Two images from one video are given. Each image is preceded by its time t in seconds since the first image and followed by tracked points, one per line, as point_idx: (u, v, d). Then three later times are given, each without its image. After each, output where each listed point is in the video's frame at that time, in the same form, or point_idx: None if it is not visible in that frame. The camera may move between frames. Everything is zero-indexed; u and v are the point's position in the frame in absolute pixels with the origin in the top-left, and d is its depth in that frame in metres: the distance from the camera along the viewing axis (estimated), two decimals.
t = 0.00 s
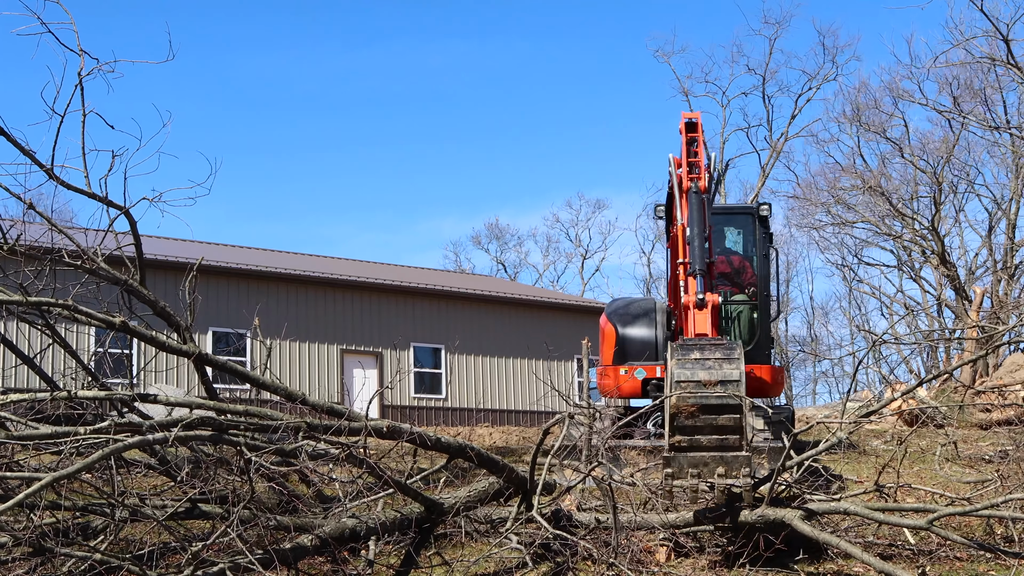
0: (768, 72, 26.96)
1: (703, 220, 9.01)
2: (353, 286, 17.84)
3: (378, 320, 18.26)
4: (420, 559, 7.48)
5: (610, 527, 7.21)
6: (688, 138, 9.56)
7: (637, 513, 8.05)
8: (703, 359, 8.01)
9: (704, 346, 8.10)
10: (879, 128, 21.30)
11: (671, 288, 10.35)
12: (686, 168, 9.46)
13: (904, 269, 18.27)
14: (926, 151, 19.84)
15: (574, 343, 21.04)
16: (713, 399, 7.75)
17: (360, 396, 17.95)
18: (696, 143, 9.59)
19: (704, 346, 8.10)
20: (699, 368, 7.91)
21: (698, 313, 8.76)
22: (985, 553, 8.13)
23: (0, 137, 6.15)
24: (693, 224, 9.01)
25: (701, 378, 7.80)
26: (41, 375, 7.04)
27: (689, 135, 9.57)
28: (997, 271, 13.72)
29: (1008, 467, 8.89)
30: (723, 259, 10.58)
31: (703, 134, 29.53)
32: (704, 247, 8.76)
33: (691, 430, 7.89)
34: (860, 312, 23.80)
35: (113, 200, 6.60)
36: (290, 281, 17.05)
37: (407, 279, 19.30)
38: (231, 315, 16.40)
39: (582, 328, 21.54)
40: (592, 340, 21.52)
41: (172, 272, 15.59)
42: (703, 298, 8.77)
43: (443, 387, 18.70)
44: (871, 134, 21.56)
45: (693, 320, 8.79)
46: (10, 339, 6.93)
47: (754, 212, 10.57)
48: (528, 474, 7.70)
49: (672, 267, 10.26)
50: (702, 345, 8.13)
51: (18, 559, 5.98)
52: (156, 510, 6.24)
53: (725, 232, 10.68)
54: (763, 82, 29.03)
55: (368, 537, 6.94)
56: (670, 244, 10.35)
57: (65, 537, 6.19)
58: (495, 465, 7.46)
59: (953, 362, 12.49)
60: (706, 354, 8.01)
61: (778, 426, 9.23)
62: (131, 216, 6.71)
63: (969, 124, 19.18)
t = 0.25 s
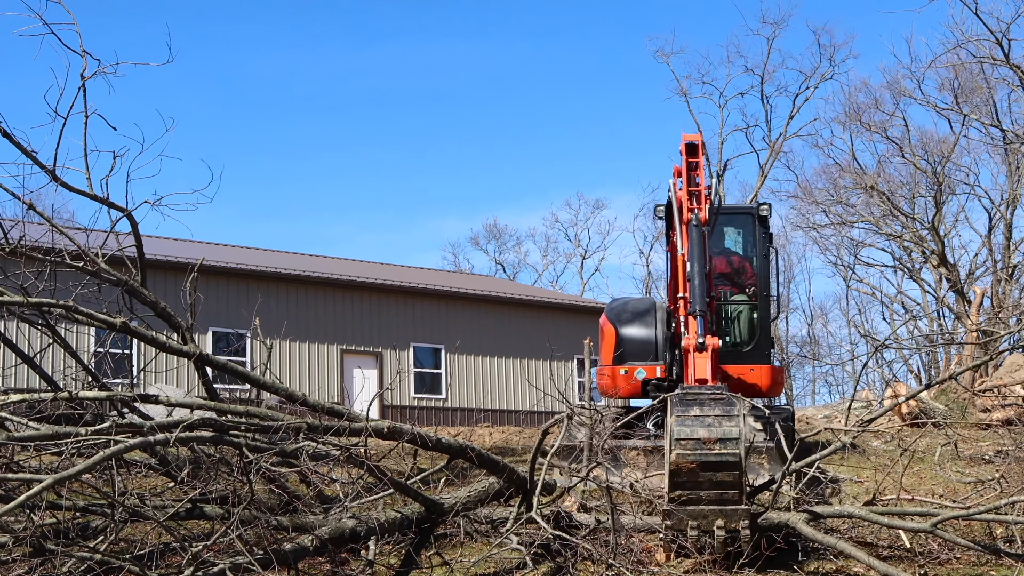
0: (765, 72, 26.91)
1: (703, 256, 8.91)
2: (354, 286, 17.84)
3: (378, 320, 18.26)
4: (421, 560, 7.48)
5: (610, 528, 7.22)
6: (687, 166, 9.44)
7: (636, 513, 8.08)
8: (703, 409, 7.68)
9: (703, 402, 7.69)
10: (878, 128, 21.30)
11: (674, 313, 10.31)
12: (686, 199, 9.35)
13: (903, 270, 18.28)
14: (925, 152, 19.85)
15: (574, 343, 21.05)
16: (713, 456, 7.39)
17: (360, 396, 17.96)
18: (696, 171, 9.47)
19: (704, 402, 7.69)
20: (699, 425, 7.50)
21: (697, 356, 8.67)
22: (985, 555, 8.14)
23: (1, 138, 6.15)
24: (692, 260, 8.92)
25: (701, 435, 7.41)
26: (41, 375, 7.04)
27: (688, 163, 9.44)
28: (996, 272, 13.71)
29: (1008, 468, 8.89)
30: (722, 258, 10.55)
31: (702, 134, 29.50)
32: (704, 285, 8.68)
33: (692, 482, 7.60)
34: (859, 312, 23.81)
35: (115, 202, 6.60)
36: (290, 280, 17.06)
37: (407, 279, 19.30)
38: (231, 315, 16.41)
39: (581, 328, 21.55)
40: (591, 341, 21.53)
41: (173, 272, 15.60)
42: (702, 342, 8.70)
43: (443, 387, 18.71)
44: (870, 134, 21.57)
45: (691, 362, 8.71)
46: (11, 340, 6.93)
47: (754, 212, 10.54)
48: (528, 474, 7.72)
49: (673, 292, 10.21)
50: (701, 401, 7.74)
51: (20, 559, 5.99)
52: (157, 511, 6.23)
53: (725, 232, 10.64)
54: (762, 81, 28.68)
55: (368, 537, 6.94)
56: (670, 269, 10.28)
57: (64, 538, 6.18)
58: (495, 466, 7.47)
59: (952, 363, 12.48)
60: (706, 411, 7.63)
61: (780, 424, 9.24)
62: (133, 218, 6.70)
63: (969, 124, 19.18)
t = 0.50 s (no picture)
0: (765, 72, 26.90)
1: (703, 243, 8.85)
2: (354, 286, 17.85)
3: (378, 320, 18.27)
4: (422, 559, 7.48)
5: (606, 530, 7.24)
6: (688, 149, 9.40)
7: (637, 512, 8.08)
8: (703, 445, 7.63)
9: (705, 440, 7.61)
10: (877, 128, 21.30)
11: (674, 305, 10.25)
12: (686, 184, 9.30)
13: (902, 270, 18.27)
14: (924, 152, 19.84)
15: (574, 343, 21.04)
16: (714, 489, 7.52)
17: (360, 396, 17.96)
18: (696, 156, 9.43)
19: (706, 442, 7.61)
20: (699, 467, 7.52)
21: (700, 361, 8.63)
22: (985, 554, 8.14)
23: None
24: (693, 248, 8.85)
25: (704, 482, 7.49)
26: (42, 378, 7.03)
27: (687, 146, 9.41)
28: (996, 272, 13.70)
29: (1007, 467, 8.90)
30: (723, 258, 10.54)
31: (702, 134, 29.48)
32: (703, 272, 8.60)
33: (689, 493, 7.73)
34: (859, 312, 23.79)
35: (113, 202, 6.61)
36: (290, 281, 17.06)
37: (407, 280, 19.30)
38: (231, 316, 16.41)
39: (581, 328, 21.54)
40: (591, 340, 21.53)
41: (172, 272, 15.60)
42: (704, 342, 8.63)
43: (443, 387, 18.71)
44: (869, 135, 21.57)
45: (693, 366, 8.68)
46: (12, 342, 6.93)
47: (754, 212, 10.55)
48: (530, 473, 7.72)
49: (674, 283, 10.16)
50: (702, 440, 7.63)
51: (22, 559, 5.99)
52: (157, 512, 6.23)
53: (725, 233, 10.66)
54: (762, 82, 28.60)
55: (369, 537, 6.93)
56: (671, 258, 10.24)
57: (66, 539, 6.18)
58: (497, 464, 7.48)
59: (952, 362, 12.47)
60: (706, 450, 7.58)
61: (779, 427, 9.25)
62: (131, 218, 6.71)
63: (968, 125, 19.16)
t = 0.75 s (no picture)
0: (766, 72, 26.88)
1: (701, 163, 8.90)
2: (353, 286, 17.86)
3: (378, 319, 18.26)
4: (421, 559, 7.45)
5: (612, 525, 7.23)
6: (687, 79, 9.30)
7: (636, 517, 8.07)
8: (699, 357, 7.61)
9: (700, 351, 7.59)
10: (877, 128, 21.28)
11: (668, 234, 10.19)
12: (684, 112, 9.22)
13: (903, 270, 18.26)
14: (924, 151, 19.83)
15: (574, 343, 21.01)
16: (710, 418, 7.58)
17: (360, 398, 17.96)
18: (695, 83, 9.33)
19: (702, 352, 7.58)
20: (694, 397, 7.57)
21: (696, 271, 8.64)
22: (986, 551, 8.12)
23: None
24: (691, 163, 8.90)
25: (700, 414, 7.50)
26: (24, 376, 7.06)
27: (685, 76, 9.28)
28: (997, 272, 13.68)
29: (1008, 468, 8.89)
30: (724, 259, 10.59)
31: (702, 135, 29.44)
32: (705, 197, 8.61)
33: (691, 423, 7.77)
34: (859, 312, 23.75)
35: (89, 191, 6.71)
36: (289, 281, 17.06)
37: (407, 279, 19.30)
38: (230, 316, 16.41)
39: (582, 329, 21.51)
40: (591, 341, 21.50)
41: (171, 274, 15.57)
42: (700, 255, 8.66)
43: (443, 387, 18.70)
44: (870, 135, 21.55)
45: (689, 277, 8.69)
46: None
47: (753, 213, 10.64)
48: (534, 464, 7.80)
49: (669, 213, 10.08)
50: (698, 352, 7.61)
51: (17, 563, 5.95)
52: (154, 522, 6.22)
53: (725, 233, 10.74)
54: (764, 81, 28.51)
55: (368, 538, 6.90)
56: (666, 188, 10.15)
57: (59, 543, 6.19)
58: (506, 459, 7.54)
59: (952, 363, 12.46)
60: (703, 362, 7.56)
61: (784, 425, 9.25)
62: (108, 209, 6.79)
63: (968, 124, 19.15)
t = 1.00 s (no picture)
0: (768, 72, 26.83)
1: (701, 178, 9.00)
2: (353, 286, 17.87)
3: (378, 319, 18.27)
4: (420, 559, 7.46)
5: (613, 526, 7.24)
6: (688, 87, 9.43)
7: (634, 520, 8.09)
8: (701, 382, 7.68)
9: (701, 375, 7.65)
10: (878, 128, 21.29)
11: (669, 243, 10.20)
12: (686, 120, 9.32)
13: (904, 270, 18.27)
14: (925, 151, 19.84)
15: (574, 343, 21.02)
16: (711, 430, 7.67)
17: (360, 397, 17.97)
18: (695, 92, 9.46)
19: (702, 377, 7.65)
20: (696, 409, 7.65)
21: (697, 290, 8.71)
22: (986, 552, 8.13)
23: None
24: (690, 179, 8.99)
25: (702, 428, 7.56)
26: (24, 378, 7.01)
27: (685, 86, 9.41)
28: (997, 271, 13.68)
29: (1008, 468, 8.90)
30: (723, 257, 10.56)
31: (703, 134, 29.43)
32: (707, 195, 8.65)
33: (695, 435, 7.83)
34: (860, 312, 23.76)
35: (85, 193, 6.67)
36: (289, 281, 17.06)
37: (407, 279, 19.30)
38: (230, 316, 16.42)
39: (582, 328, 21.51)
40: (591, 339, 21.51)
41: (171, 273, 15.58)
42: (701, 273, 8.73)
43: (443, 387, 18.71)
44: (870, 134, 21.55)
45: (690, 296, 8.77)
46: None
47: (752, 212, 10.56)
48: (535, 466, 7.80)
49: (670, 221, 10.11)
50: (699, 375, 7.69)
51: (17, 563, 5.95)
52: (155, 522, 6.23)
53: (725, 230, 10.67)
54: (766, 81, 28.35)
55: (367, 539, 6.90)
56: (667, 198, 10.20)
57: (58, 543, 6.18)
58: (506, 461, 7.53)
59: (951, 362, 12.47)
60: (703, 387, 7.63)
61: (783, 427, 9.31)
62: (104, 210, 6.75)
63: (969, 124, 19.15)
